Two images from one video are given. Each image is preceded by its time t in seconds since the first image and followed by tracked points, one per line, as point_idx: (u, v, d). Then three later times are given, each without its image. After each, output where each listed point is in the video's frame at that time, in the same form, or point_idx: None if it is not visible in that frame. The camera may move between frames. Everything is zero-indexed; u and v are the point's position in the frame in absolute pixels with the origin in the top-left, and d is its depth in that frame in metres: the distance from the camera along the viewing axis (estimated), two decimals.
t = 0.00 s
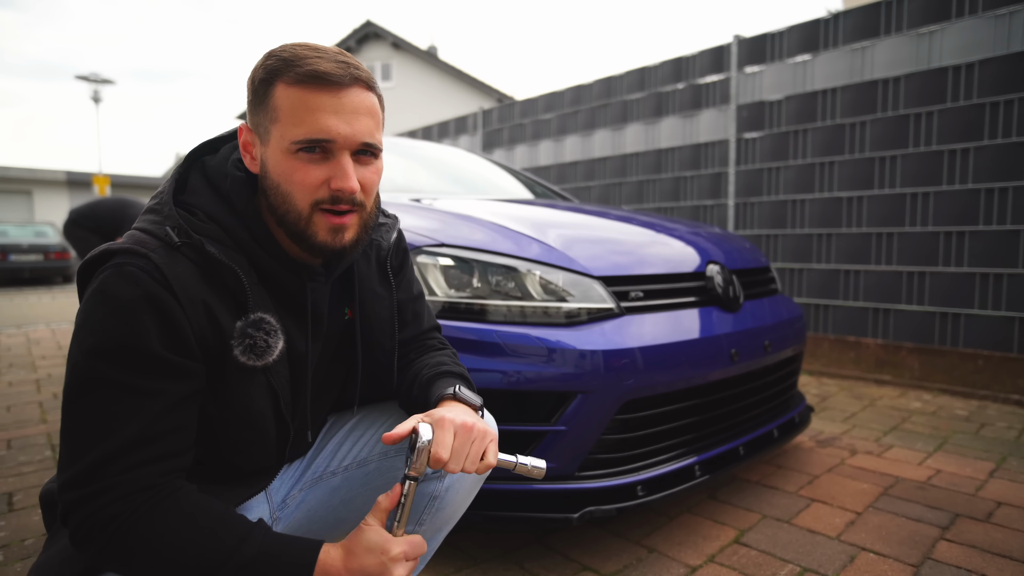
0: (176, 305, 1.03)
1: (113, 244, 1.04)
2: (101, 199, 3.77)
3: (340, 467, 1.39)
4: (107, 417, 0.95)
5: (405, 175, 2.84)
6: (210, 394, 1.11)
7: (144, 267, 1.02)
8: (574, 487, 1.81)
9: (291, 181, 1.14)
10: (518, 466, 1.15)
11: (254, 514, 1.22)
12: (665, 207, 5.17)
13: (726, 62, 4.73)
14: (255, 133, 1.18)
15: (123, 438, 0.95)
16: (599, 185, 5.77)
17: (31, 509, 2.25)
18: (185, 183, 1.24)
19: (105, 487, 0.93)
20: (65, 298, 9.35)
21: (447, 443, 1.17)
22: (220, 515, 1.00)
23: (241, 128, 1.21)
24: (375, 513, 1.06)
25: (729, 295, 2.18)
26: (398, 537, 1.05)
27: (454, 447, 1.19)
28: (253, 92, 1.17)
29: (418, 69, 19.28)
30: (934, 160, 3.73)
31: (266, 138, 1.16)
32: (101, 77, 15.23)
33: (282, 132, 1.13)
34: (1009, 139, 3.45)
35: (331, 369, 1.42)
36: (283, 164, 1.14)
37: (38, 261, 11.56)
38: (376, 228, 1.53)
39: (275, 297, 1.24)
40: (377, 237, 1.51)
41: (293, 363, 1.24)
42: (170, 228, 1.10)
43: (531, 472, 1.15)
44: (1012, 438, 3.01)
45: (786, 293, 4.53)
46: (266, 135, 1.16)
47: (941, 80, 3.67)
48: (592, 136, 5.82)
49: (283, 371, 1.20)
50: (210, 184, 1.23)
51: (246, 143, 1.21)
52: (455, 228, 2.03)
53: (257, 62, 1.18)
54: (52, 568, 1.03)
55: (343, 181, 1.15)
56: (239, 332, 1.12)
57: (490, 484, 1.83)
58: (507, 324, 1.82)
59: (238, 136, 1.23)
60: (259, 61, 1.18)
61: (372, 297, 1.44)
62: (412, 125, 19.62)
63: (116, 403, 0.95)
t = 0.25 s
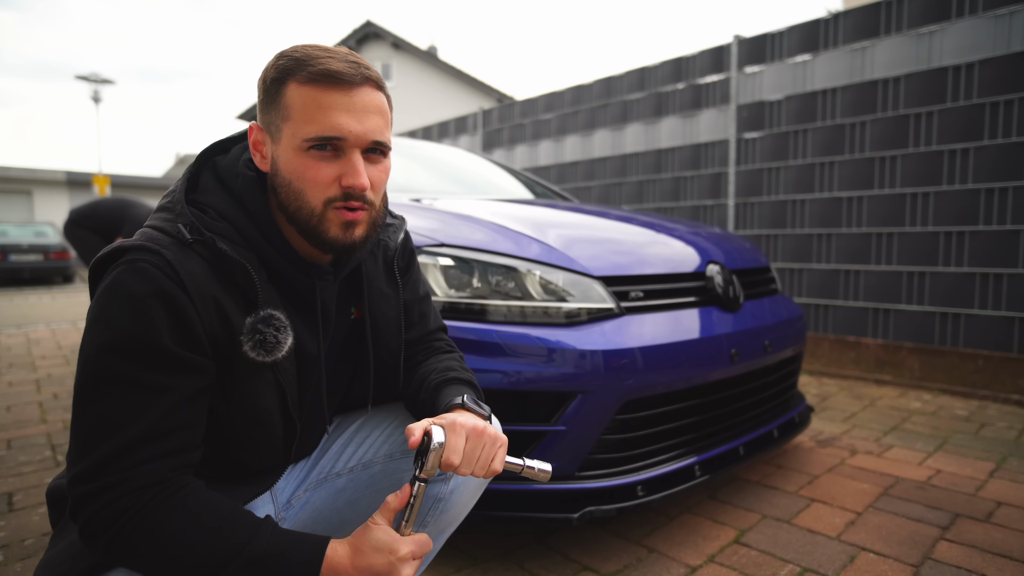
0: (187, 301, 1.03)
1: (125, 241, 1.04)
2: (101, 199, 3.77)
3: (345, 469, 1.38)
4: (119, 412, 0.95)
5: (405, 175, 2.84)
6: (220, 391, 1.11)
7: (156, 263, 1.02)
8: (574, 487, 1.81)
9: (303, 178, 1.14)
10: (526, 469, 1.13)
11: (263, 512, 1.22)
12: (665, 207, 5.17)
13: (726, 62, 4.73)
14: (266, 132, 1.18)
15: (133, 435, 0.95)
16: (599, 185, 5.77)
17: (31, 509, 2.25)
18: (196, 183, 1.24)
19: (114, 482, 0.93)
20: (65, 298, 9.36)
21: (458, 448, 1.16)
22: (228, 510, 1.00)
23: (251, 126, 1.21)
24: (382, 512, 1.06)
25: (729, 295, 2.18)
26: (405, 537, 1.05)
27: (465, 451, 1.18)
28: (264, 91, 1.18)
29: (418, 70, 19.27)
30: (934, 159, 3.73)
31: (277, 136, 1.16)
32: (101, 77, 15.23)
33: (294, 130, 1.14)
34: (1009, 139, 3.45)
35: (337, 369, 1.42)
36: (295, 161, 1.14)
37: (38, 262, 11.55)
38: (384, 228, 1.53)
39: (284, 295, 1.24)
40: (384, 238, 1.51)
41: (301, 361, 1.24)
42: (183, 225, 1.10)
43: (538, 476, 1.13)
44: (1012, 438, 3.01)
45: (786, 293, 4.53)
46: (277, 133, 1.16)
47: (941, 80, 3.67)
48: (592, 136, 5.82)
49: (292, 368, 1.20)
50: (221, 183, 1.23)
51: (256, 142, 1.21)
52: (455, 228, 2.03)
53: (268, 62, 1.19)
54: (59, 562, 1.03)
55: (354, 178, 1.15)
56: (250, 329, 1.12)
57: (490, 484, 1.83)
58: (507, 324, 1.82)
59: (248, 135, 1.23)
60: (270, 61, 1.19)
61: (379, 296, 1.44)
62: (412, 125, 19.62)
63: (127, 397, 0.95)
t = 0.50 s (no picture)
0: (199, 309, 1.03)
1: (137, 247, 1.05)
2: (101, 199, 3.77)
3: (343, 469, 1.42)
4: (125, 416, 0.95)
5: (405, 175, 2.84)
6: (229, 397, 1.11)
7: (168, 271, 1.02)
8: (574, 487, 1.81)
9: (327, 198, 1.13)
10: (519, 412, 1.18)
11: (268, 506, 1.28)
12: (665, 207, 5.17)
13: (726, 62, 4.73)
14: (290, 144, 1.17)
15: (138, 436, 0.95)
16: (599, 185, 5.77)
17: (31, 509, 2.25)
18: (208, 189, 1.24)
19: (117, 480, 0.93)
20: (65, 298, 9.36)
21: (445, 386, 1.18)
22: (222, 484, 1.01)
23: (274, 136, 1.19)
24: (378, 464, 1.05)
25: (729, 295, 2.18)
26: (403, 484, 1.05)
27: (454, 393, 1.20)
28: (292, 103, 1.15)
29: (418, 70, 19.27)
30: (934, 159, 3.73)
31: (302, 152, 1.14)
32: (102, 77, 15.23)
33: (322, 149, 1.12)
34: (1009, 139, 3.45)
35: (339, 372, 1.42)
36: (319, 180, 1.13)
37: (38, 262, 11.55)
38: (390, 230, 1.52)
39: (293, 301, 1.24)
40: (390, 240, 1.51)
41: (309, 367, 1.24)
42: (196, 232, 1.10)
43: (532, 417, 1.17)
44: (1012, 438, 3.01)
45: (786, 293, 4.53)
46: (303, 149, 1.14)
47: (941, 80, 3.67)
48: (592, 136, 5.82)
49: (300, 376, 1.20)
50: (233, 190, 1.24)
51: (277, 152, 1.19)
52: (455, 228, 2.03)
53: (298, 74, 1.16)
54: (59, 560, 1.03)
55: (378, 202, 1.15)
56: (261, 339, 1.11)
57: (490, 484, 1.83)
58: (507, 324, 1.82)
59: (269, 142, 1.21)
60: (300, 73, 1.16)
61: (385, 300, 1.44)
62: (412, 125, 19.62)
63: (135, 403, 0.95)
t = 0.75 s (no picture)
0: (194, 303, 1.03)
1: (132, 242, 1.04)
2: (101, 199, 3.77)
3: (345, 468, 1.41)
4: (126, 411, 0.95)
5: (405, 175, 2.84)
6: (223, 393, 1.11)
7: (164, 265, 1.01)
8: (574, 487, 1.81)
9: (321, 190, 1.14)
10: (526, 445, 1.07)
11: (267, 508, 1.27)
12: (665, 207, 5.17)
13: (726, 62, 4.73)
14: (282, 138, 1.17)
15: (139, 431, 0.95)
16: (599, 185, 5.77)
17: (31, 509, 2.25)
18: (202, 184, 1.24)
19: (121, 476, 0.93)
20: (65, 298, 9.36)
21: (451, 415, 1.16)
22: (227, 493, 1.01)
23: (267, 130, 1.19)
24: (381, 485, 1.06)
25: (729, 295, 2.18)
26: (406, 508, 1.06)
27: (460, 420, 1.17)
28: (284, 97, 1.16)
29: (418, 70, 19.27)
30: (934, 159, 3.73)
31: (295, 144, 1.14)
32: (102, 77, 15.22)
33: (315, 140, 1.12)
34: (1009, 139, 3.45)
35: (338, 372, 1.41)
36: (313, 173, 1.13)
37: (38, 262, 11.55)
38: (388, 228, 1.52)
39: (288, 296, 1.24)
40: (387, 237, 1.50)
41: (304, 363, 1.24)
42: (190, 227, 1.10)
43: (540, 451, 1.06)
44: (1012, 438, 3.01)
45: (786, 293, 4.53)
46: (296, 142, 1.15)
47: (942, 80, 3.67)
48: (592, 136, 5.82)
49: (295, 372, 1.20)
50: (227, 185, 1.23)
51: (269, 146, 1.20)
52: (455, 228, 2.03)
53: (291, 68, 1.17)
54: (59, 560, 1.03)
55: (371, 194, 1.16)
56: (255, 334, 1.12)
57: (490, 484, 1.83)
58: (507, 324, 1.82)
59: (261, 137, 1.21)
60: (293, 67, 1.17)
61: (382, 297, 1.44)
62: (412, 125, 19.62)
63: (135, 398, 0.95)
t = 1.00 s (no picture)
0: (181, 298, 1.03)
1: (122, 240, 1.04)
2: (101, 199, 3.77)
3: (340, 470, 1.38)
4: (115, 408, 0.95)
5: (405, 175, 2.84)
6: (213, 390, 1.11)
7: (152, 261, 1.01)
8: (574, 487, 1.81)
9: (304, 182, 1.14)
10: (524, 462, 1.13)
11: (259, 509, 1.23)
12: (665, 207, 5.17)
13: (726, 62, 4.73)
14: (268, 133, 1.18)
15: (128, 429, 0.95)
16: (599, 185, 5.77)
17: (31, 509, 2.25)
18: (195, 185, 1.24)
19: (111, 474, 0.94)
20: (65, 298, 9.36)
21: (454, 440, 1.16)
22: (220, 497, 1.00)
23: (254, 127, 1.21)
24: (377, 500, 1.04)
25: (729, 294, 2.18)
26: (401, 524, 1.06)
27: (460, 443, 1.17)
28: (269, 93, 1.17)
29: (418, 70, 19.27)
30: (934, 159, 3.73)
31: (279, 138, 1.16)
32: (102, 77, 15.22)
33: (297, 134, 1.13)
34: (1009, 139, 3.45)
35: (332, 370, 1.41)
36: (296, 165, 1.14)
37: (38, 262, 11.55)
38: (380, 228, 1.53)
39: (279, 294, 1.24)
40: (380, 237, 1.51)
41: (293, 360, 1.24)
42: (179, 224, 1.10)
43: (536, 468, 1.13)
44: (1012, 438, 3.01)
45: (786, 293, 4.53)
46: (280, 136, 1.16)
47: (941, 80, 3.67)
48: (592, 136, 5.83)
49: (285, 368, 1.19)
50: (218, 184, 1.23)
51: (257, 143, 1.21)
52: (455, 228, 2.03)
53: (274, 64, 1.18)
54: (50, 560, 1.03)
55: (354, 185, 1.16)
56: (242, 329, 1.11)
57: (489, 483, 1.83)
58: (507, 324, 1.82)
59: (249, 135, 1.22)
60: (276, 64, 1.18)
61: (373, 296, 1.44)
62: (412, 126, 19.63)
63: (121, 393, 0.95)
